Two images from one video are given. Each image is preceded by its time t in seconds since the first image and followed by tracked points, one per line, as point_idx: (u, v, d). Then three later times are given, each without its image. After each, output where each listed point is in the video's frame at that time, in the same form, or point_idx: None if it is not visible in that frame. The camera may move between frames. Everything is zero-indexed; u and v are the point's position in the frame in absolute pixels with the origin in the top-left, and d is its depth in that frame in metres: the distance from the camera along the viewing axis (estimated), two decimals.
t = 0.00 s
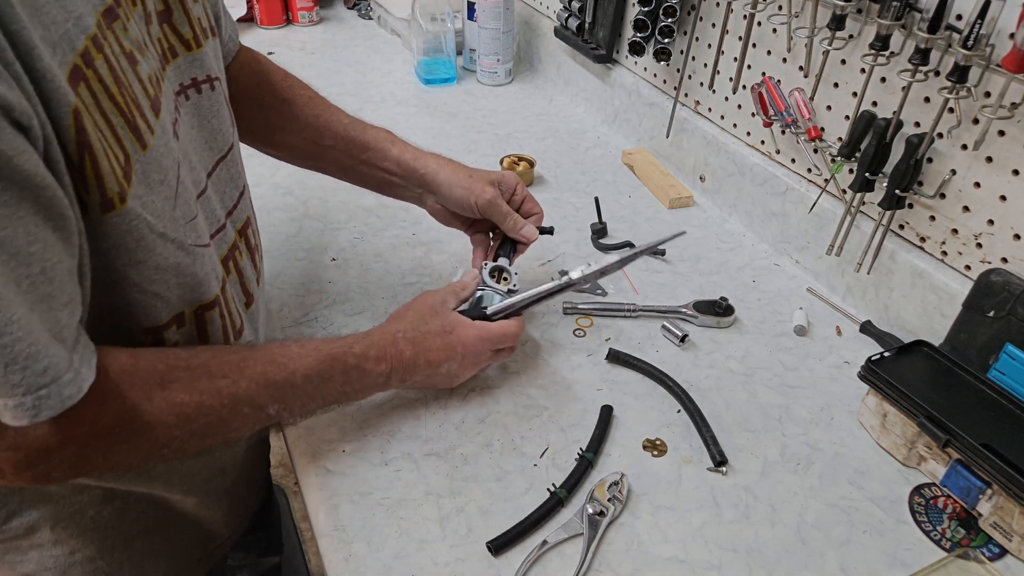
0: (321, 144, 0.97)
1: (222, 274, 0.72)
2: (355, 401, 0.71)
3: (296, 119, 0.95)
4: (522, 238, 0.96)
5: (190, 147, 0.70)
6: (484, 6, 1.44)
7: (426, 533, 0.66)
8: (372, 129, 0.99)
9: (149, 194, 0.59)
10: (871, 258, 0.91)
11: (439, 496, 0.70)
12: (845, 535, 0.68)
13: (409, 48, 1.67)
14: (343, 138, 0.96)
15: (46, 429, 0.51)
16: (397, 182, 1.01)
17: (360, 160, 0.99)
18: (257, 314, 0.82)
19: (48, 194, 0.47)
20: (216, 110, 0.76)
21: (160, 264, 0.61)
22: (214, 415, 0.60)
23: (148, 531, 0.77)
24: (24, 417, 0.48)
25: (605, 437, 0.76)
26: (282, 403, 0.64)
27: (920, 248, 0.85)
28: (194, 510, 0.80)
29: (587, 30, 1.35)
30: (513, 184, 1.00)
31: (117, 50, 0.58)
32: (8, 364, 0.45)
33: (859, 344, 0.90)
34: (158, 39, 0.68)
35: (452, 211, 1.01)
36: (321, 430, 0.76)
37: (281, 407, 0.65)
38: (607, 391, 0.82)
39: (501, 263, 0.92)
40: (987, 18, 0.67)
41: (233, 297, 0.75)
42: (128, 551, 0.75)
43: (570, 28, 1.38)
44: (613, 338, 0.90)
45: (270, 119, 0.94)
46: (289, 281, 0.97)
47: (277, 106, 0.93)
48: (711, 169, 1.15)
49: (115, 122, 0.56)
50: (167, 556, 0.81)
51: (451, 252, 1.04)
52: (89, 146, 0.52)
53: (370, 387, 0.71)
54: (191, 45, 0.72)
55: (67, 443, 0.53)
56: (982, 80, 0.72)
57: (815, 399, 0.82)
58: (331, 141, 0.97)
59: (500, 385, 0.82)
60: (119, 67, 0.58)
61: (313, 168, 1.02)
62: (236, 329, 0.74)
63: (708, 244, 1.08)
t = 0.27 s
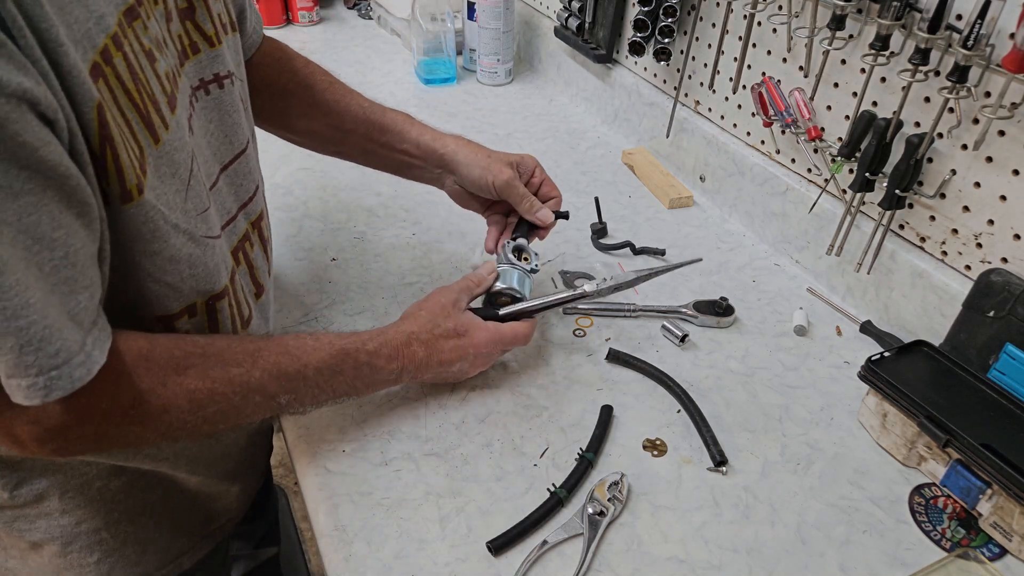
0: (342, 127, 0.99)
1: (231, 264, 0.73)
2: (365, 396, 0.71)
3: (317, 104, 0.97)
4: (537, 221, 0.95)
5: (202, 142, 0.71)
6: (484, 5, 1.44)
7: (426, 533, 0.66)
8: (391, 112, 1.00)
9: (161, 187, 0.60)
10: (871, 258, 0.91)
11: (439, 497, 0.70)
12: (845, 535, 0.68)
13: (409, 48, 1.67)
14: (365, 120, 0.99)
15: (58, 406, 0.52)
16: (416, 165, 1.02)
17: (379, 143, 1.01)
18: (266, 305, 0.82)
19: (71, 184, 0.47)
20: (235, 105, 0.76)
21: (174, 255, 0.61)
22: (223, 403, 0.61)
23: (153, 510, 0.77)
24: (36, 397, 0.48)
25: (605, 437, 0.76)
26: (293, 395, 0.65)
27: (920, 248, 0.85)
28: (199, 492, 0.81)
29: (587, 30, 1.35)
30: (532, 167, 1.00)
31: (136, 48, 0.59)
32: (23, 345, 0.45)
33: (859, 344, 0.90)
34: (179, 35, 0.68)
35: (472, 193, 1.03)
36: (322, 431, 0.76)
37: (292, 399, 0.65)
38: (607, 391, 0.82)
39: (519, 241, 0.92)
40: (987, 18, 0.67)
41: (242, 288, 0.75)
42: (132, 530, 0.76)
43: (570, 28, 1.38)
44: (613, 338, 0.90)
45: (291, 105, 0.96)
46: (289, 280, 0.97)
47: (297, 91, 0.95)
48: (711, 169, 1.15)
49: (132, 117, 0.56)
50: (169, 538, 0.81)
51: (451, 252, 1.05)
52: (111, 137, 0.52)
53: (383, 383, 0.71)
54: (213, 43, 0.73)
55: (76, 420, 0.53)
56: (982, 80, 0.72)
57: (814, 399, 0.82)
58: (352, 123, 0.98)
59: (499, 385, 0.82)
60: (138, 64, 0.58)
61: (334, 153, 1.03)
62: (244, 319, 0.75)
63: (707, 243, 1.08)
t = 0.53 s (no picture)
0: (347, 125, 0.99)
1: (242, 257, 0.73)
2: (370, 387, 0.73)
3: (321, 102, 0.97)
4: (534, 208, 0.93)
5: (218, 135, 0.71)
6: (484, 6, 1.44)
7: (426, 533, 0.66)
8: (394, 108, 1.00)
9: (172, 179, 0.60)
10: (871, 258, 0.91)
11: (439, 497, 0.70)
12: (845, 535, 0.68)
13: (409, 48, 1.67)
14: (367, 118, 0.99)
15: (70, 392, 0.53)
16: (419, 163, 1.03)
17: (383, 141, 1.01)
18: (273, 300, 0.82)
19: (87, 173, 0.48)
20: (246, 101, 0.76)
21: (185, 247, 0.61)
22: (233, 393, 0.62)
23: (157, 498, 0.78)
24: (46, 383, 0.49)
25: (605, 436, 0.76)
26: (300, 385, 0.67)
27: (920, 248, 0.85)
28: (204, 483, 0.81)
29: (587, 30, 1.35)
30: (526, 151, 0.99)
31: (151, 41, 0.59)
32: (35, 333, 0.46)
33: (859, 344, 0.90)
34: (193, 30, 0.68)
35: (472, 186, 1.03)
36: (322, 430, 0.76)
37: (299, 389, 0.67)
38: (607, 391, 0.82)
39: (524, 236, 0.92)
40: (987, 18, 0.67)
41: (252, 281, 0.75)
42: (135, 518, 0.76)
43: (570, 28, 1.38)
44: (613, 338, 0.90)
45: (296, 101, 0.97)
46: (290, 280, 0.97)
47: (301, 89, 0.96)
48: (711, 169, 1.15)
49: (144, 109, 0.56)
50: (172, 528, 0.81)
51: (451, 252, 1.05)
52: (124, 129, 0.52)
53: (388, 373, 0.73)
54: (225, 37, 0.73)
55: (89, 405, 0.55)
56: (982, 80, 0.72)
57: (814, 399, 0.82)
58: (355, 122, 0.99)
59: (499, 385, 0.82)
60: (152, 57, 0.58)
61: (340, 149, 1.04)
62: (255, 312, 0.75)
63: (707, 244, 1.08)
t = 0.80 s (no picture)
0: (347, 116, 0.99)
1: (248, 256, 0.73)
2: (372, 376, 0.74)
3: (321, 95, 0.98)
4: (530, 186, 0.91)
5: (223, 134, 0.71)
6: (484, 5, 1.44)
7: (426, 533, 0.66)
8: (394, 100, 1.01)
9: (177, 176, 0.60)
10: (871, 258, 0.91)
11: (439, 497, 0.70)
12: (845, 535, 0.68)
13: (409, 48, 1.67)
14: (367, 108, 0.99)
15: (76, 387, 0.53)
16: (420, 154, 1.03)
17: (383, 133, 1.01)
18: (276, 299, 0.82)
19: (93, 170, 0.48)
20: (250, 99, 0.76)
21: (189, 244, 0.61)
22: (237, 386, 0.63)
23: (160, 497, 0.78)
24: (49, 380, 0.49)
25: (605, 436, 0.76)
26: (303, 375, 0.68)
27: (920, 248, 0.85)
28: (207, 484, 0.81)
29: (587, 30, 1.35)
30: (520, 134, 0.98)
31: (158, 40, 0.59)
32: (40, 328, 0.46)
33: (859, 344, 0.90)
34: (198, 29, 0.68)
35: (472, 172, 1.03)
36: (322, 430, 0.76)
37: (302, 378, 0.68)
38: (607, 391, 0.82)
39: (524, 220, 0.90)
40: (987, 18, 0.67)
41: (257, 279, 0.75)
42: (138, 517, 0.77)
43: (570, 28, 1.38)
44: (613, 338, 0.90)
45: (296, 96, 0.97)
46: (290, 280, 0.97)
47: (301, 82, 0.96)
48: (711, 169, 1.15)
49: (151, 107, 0.57)
50: (175, 528, 0.82)
51: (451, 252, 1.05)
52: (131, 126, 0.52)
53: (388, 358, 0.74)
54: (230, 37, 0.73)
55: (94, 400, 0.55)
56: (982, 80, 0.72)
57: (814, 399, 0.82)
58: (355, 114, 0.99)
59: (499, 385, 0.82)
60: (158, 55, 0.58)
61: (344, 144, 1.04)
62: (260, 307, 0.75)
63: (707, 244, 1.08)
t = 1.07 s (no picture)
0: (324, 134, 0.97)
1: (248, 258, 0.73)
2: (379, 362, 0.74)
3: (300, 110, 0.96)
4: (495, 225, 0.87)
5: (223, 137, 0.71)
6: (484, 5, 1.44)
7: (426, 533, 0.66)
8: (376, 126, 1.00)
9: (176, 178, 0.60)
10: (871, 258, 0.91)
11: (439, 497, 0.70)
12: (845, 535, 0.68)
13: (409, 48, 1.67)
14: (346, 130, 0.98)
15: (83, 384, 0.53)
16: (393, 177, 1.00)
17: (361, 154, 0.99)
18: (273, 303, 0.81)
19: (98, 167, 0.48)
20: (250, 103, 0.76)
21: (187, 247, 0.61)
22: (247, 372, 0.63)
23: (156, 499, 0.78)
24: (69, 376, 0.49)
25: (605, 436, 0.76)
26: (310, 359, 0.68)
27: (920, 248, 0.85)
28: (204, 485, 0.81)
29: (587, 30, 1.35)
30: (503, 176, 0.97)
31: (158, 42, 0.59)
32: (56, 324, 0.46)
33: (859, 344, 0.90)
34: (197, 32, 0.69)
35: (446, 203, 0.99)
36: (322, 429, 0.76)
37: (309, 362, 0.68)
38: (607, 391, 0.82)
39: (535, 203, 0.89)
40: (987, 18, 0.67)
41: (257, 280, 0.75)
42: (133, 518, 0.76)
43: (570, 28, 1.38)
44: (613, 339, 0.90)
45: (277, 108, 0.96)
46: (290, 280, 0.97)
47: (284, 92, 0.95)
48: (711, 169, 1.15)
49: (149, 110, 0.56)
50: (172, 530, 0.81)
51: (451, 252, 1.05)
52: (129, 128, 0.53)
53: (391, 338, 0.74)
54: (229, 40, 0.73)
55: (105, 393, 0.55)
56: (982, 80, 0.72)
57: (814, 399, 0.82)
58: (332, 132, 0.98)
59: (499, 385, 0.82)
60: (157, 58, 0.58)
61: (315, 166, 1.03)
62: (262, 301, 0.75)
63: (707, 244, 1.08)
